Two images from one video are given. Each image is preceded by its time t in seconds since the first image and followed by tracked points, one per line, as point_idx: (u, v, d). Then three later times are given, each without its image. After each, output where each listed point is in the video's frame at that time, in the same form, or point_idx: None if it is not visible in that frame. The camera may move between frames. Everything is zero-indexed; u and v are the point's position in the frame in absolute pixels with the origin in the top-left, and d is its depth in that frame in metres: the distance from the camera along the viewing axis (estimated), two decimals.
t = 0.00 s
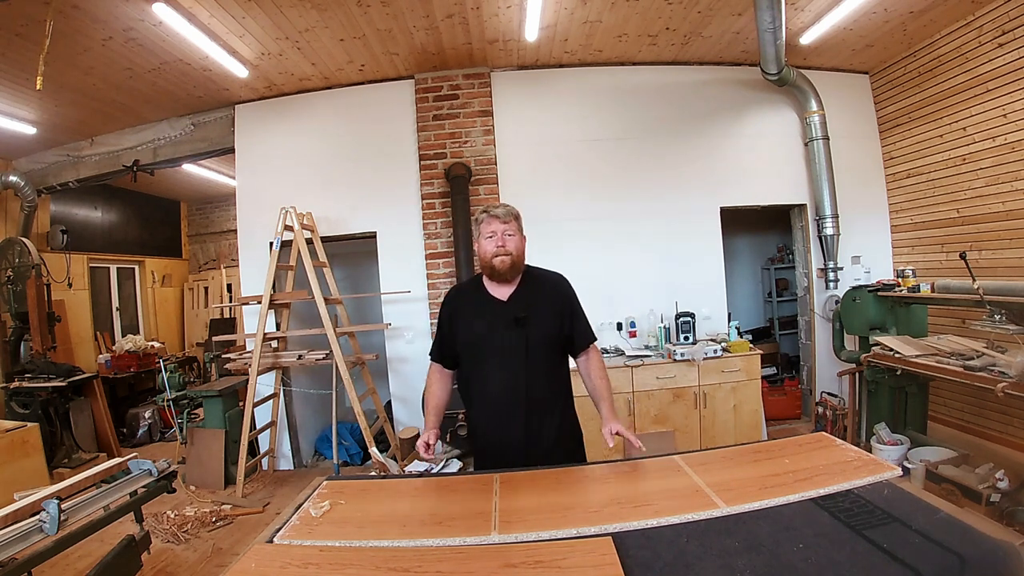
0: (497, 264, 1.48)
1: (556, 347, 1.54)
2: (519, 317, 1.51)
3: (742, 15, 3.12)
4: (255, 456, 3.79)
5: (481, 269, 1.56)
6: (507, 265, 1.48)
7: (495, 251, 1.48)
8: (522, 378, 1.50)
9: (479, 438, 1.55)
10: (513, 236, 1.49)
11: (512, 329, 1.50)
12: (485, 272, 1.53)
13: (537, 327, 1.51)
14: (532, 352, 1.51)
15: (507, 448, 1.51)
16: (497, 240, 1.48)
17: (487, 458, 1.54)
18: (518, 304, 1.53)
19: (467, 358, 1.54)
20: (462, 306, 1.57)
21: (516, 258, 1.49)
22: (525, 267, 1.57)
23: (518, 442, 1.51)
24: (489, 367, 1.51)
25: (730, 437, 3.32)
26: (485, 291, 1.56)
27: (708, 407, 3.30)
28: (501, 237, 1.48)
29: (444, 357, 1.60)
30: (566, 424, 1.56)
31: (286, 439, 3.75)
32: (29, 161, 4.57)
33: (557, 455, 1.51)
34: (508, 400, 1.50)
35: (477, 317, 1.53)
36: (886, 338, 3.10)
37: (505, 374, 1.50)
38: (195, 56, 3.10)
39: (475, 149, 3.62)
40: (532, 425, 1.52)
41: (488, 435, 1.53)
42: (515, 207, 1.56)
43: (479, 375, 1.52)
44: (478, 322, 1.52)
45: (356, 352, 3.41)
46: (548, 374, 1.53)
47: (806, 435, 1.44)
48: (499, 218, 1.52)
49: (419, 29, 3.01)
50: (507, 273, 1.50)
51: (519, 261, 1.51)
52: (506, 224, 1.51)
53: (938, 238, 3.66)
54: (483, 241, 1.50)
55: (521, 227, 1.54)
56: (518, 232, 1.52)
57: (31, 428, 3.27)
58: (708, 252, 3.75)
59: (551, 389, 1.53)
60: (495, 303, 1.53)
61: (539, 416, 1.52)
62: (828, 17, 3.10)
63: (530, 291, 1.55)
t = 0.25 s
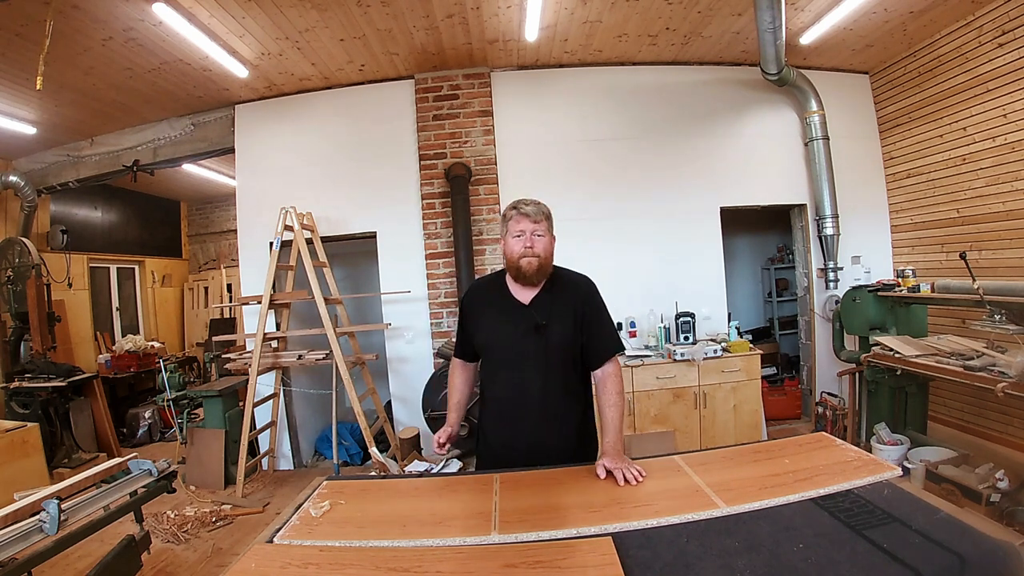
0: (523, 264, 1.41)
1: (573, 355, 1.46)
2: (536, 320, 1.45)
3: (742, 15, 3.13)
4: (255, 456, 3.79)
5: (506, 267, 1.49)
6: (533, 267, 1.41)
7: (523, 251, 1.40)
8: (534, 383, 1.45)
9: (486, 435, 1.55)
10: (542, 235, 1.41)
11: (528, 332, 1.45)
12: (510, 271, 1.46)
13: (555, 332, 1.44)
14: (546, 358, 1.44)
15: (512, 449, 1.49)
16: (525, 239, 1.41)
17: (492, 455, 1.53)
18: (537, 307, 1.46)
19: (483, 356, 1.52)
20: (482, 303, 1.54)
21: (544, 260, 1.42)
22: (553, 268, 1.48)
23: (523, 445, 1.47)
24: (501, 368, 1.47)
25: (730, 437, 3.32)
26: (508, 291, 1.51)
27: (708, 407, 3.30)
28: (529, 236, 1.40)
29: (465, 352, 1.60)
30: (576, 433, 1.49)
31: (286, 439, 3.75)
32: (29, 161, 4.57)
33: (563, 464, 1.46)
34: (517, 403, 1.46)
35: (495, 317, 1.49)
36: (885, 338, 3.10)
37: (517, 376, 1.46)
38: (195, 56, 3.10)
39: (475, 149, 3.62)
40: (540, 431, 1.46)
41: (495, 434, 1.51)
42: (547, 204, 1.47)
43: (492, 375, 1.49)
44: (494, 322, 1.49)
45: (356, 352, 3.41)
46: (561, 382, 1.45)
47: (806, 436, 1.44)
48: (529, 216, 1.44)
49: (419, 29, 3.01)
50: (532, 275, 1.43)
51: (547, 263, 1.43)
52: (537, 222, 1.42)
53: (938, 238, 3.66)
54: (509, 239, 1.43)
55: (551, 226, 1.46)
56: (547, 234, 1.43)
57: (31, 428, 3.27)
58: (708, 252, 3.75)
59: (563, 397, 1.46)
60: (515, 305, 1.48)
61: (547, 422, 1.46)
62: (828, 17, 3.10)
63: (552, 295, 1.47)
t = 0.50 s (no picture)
0: (530, 271, 1.38)
1: (577, 355, 1.45)
2: (541, 319, 1.44)
3: (742, 15, 3.12)
4: (255, 456, 3.79)
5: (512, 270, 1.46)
6: (541, 275, 1.38)
7: (530, 257, 1.37)
8: (539, 383, 1.44)
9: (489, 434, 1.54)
10: (551, 240, 1.37)
11: (532, 331, 1.44)
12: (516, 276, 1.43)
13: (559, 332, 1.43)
14: (551, 357, 1.44)
15: (516, 447, 1.49)
16: (534, 245, 1.37)
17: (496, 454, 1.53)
18: (543, 307, 1.45)
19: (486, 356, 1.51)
20: (485, 302, 1.53)
21: (552, 267, 1.39)
22: (561, 271, 1.46)
23: (527, 444, 1.47)
24: (505, 367, 1.47)
25: (730, 437, 3.32)
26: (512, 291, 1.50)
27: (708, 407, 3.30)
28: (538, 241, 1.36)
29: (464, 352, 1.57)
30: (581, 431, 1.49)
31: (286, 439, 3.75)
32: (29, 161, 4.57)
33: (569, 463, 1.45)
34: (522, 403, 1.46)
35: (499, 316, 1.49)
36: (885, 338, 3.10)
37: (521, 376, 1.45)
38: (195, 56, 3.10)
39: (475, 149, 3.62)
40: (545, 430, 1.46)
41: (499, 433, 1.50)
42: (557, 205, 1.41)
43: (496, 374, 1.49)
44: (498, 321, 1.48)
45: (356, 351, 3.41)
46: (565, 381, 1.45)
47: (806, 435, 1.44)
48: (538, 219, 1.38)
49: (419, 29, 3.01)
50: (539, 282, 1.40)
51: (554, 270, 1.40)
52: (545, 226, 1.38)
53: (938, 238, 3.66)
54: (517, 243, 1.38)
55: (561, 230, 1.41)
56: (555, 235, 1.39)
57: (31, 428, 3.27)
58: (708, 252, 3.75)
59: (567, 396, 1.46)
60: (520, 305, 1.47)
61: (552, 421, 1.46)
62: (828, 17, 3.10)
63: (556, 295, 1.46)
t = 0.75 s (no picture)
0: (517, 274, 1.33)
1: (574, 355, 1.45)
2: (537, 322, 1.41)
3: (742, 15, 3.13)
4: (255, 456, 3.79)
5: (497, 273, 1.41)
6: (527, 278, 1.34)
7: (517, 260, 1.31)
8: (538, 386, 1.42)
9: (483, 439, 1.50)
10: (539, 242, 1.32)
11: (529, 335, 1.40)
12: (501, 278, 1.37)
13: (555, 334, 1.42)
14: (550, 360, 1.42)
15: (515, 451, 1.47)
16: (520, 247, 1.31)
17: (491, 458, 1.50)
18: (538, 311, 1.42)
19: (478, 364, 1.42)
20: (472, 307, 1.43)
21: (539, 271, 1.34)
22: (549, 275, 1.42)
23: (521, 446, 1.46)
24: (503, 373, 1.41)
25: (730, 437, 3.32)
26: (498, 294, 1.44)
27: (708, 407, 3.30)
28: (525, 243, 1.31)
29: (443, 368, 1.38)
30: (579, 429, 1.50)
31: (286, 439, 3.75)
32: (29, 161, 4.57)
33: (571, 463, 1.46)
34: (521, 407, 1.43)
35: (492, 321, 1.41)
36: (885, 338, 3.10)
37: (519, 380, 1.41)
38: (195, 56, 3.10)
39: (475, 149, 3.62)
40: (545, 431, 1.45)
41: (496, 437, 1.47)
42: (545, 205, 1.36)
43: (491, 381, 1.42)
44: (491, 327, 1.41)
45: (356, 351, 3.41)
46: (563, 382, 1.45)
47: (806, 436, 1.44)
48: (525, 219, 1.33)
49: (419, 29, 3.01)
50: (525, 286, 1.35)
51: (542, 273, 1.36)
52: (533, 227, 1.33)
53: (938, 238, 3.66)
54: (503, 244, 1.33)
55: (548, 231, 1.36)
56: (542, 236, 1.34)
57: (31, 428, 3.27)
58: (708, 252, 3.75)
59: (565, 396, 1.46)
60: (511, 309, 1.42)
61: (552, 422, 1.45)
62: (828, 17, 3.10)
63: (548, 296, 1.44)
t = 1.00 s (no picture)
0: (504, 297, 1.31)
1: (566, 357, 1.44)
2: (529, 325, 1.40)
3: (742, 15, 3.13)
4: (255, 456, 3.79)
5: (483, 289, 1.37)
6: (515, 301, 1.31)
7: (504, 283, 1.28)
8: (532, 389, 1.41)
9: (473, 440, 1.49)
10: (526, 265, 1.28)
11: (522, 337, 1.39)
12: (488, 298, 1.35)
13: (547, 336, 1.41)
14: (543, 362, 1.41)
15: (510, 451, 1.47)
16: (508, 270, 1.27)
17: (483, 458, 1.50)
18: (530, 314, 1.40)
19: (468, 367, 1.40)
20: (462, 309, 1.40)
21: (527, 293, 1.31)
22: (537, 292, 1.39)
23: (514, 446, 1.46)
24: (496, 377, 1.39)
25: (730, 437, 3.32)
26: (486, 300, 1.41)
27: (708, 407, 3.30)
28: (512, 267, 1.27)
29: (432, 374, 1.33)
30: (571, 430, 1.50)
31: (286, 439, 3.75)
32: (29, 161, 4.57)
33: (562, 460, 1.47)
34: (515, 409, 1.42)
35: (482, 323, 1.39)
36: (885, 338, 3.10)
37: (512, 383, 1.40)
38: (195, 56, 3.10)
39: (475, 149, 3.62)
40: (538, 432, 1.45)
41: (489, 439, 1.46)
42: (534, 224, 1.30)
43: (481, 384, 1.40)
44: (482, 329, 1.39)
45: (356, 351, 3.41)
46: (556, 383, 1.45)
47: (806, 436, 1.44)
48: (513, 241, 1.27)
49: (419, 29, 3.01)
50: (512, 308, 1.33)
51: (529, 294, 1.33)
52: (521, 249, 1.27)
53: (938, 238, 3.66)
54: (490, 266, 1.28)
55: (536, 250, 1.31)
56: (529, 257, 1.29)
57: (31, 428, 3.27)
58: (708, 252, 3.75)
59: (557, 397, 1.46)
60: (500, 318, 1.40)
61: (546, 423, 1.45)
62: (828, 16, 3.10)
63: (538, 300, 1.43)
